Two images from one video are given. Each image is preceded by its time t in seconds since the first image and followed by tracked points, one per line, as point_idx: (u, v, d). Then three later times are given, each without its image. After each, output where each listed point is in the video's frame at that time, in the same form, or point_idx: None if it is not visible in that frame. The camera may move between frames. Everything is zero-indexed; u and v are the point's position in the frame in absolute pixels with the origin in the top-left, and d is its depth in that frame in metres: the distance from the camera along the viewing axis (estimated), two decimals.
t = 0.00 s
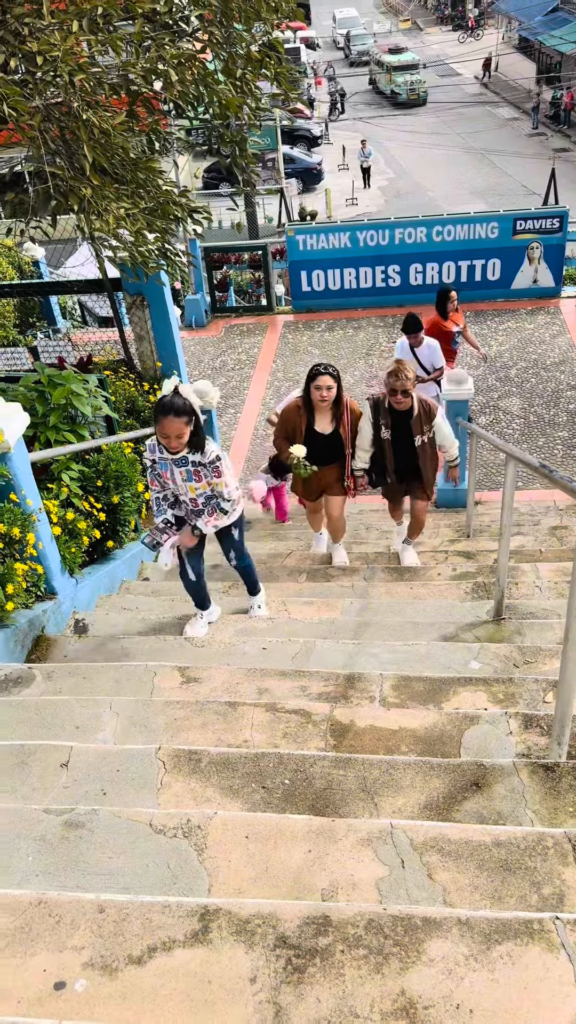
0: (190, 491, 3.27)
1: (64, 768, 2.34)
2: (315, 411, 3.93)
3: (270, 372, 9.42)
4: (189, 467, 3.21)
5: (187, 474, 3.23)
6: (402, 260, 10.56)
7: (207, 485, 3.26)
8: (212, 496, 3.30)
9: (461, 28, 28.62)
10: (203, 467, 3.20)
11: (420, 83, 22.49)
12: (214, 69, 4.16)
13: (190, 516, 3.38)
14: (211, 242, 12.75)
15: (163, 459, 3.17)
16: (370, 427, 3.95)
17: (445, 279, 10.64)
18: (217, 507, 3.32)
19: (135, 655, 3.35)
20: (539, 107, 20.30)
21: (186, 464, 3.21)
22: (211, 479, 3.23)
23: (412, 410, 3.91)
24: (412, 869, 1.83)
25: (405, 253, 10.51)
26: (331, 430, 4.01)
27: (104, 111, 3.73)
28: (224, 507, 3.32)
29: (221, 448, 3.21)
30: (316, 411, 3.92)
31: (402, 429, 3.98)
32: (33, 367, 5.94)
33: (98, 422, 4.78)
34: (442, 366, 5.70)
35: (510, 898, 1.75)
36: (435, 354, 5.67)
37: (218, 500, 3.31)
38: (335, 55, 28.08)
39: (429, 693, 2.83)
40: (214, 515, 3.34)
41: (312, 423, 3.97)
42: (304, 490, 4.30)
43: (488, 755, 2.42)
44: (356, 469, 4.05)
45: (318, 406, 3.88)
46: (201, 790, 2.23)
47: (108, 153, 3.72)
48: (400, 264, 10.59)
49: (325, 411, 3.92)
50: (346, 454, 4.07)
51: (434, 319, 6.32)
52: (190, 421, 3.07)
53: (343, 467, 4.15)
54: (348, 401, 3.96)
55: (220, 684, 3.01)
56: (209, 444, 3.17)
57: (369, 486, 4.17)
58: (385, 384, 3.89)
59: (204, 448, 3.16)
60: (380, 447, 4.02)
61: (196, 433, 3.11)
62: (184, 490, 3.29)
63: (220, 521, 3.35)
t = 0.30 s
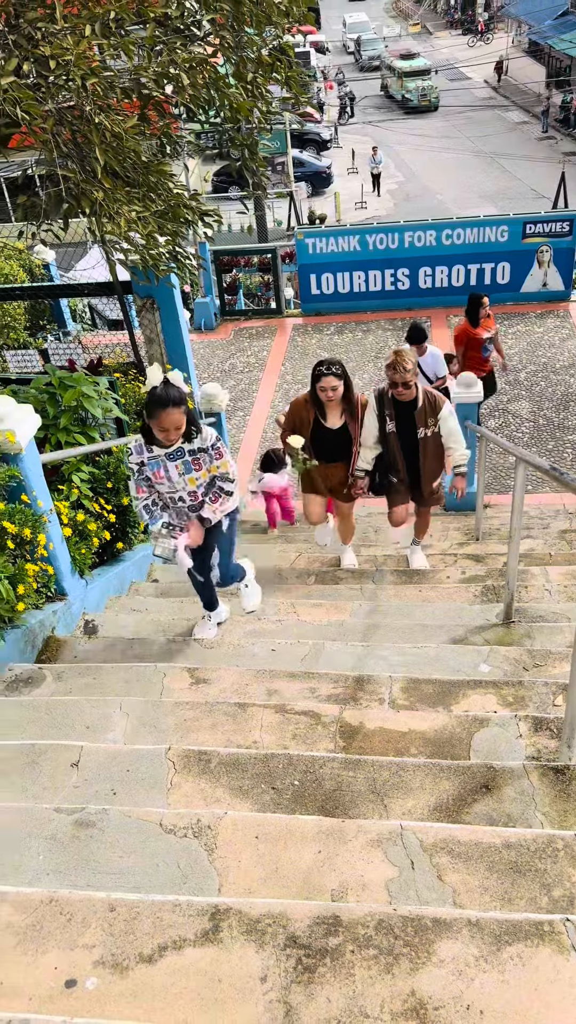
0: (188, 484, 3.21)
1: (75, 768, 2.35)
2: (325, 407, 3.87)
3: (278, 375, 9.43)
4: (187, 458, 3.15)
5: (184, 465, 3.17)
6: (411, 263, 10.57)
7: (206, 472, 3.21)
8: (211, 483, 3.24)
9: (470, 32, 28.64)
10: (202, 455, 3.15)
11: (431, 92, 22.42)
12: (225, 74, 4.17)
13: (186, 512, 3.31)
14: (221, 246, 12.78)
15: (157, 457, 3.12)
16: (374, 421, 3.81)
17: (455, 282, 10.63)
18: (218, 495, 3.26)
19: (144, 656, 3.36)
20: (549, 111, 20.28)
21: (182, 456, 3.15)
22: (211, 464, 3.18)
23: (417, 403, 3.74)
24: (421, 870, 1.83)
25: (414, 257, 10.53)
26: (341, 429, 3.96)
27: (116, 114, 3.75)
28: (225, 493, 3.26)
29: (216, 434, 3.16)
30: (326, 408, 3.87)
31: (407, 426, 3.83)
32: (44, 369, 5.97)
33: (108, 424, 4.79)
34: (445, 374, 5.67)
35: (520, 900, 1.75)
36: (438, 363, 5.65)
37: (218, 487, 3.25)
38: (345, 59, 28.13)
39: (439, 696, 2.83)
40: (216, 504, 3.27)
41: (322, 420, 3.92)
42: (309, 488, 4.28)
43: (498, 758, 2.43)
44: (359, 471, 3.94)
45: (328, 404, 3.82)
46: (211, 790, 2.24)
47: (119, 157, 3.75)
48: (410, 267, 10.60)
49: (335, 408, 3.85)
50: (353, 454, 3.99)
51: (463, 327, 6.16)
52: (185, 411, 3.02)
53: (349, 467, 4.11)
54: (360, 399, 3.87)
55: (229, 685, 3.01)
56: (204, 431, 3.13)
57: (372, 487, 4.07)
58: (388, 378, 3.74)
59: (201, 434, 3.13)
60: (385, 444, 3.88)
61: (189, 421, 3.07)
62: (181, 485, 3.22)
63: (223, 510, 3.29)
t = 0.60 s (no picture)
0: (202, 503, 2.97)
1: (85, 769, 2.36)
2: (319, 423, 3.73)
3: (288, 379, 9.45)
4: (205, 475, 2.91)
5: (201, 483, 2.92)
6: (421, 267, 10.57)
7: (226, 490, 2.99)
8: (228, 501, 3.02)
9: (481, 37, 28.64)
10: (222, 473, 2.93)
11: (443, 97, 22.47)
12: (237, 79, 4.19)
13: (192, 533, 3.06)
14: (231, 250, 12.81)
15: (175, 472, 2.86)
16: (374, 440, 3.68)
17: (465, 287, 10.63)
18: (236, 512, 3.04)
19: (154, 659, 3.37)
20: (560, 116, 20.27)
21: (199, 473, 2.90)
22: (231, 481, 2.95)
23: (417, 416, 3.62)
24: (432, 873, 1.83)
25: (424, 261, 10.52)
26: (336, 445, 3.82)
27: (128, 119, 3.77)
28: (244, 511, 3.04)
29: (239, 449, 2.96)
30: (319, 424, 3.72)
31: (408, 442, 3.70)
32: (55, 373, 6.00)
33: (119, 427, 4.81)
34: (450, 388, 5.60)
35: (530, 904, 1.75)
36: (445, 376, 5.54)
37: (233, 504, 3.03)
38: (355, 64, 28.18)
39: (449, 700, 2.83)
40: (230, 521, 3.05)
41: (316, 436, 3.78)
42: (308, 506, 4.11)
43: (508, 762, 2.42)
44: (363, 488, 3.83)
45: (320, 421, 3.68)
46: (221, 793, 2.24)
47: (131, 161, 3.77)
48: (420, 272, 10.60)
49: (330, 424, 3.71)
50: (352, 470, 3.86)
51: (494, 340, 6.20)
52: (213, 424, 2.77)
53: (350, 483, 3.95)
54: (355, 415, 3.72)
55: (239, 688, 3.02)
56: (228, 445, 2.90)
57: (376, 505, 3.94)
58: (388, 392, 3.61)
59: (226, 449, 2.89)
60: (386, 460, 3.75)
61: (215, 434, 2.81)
62: (194, 504, 2.97)
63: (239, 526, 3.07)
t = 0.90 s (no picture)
0: (194, 510, 2.91)
1: (96, 772, 2.36)
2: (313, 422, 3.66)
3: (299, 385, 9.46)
4: (200, 484, 2.84)
5: (194, 490, 2.86)
6: (433, 273, 10.57)
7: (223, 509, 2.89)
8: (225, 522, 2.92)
9: (493, 43, 28.66)
10: (217, 489, 2.84)
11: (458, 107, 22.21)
12: (251, 84, 4.19)
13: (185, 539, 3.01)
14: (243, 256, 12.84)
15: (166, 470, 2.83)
16: (382, 436, 3.62)
17: (477, 293, 10.62)
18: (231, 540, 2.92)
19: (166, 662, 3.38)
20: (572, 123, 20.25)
21: (195, 480, 2.84)
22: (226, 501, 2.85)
23: (431, 415, 3.55)
24: (444, 880, 1.83)
25: (436, 267, 10.52)
26: (333, 440, 3.76)
27: (143, 125, 3.79)
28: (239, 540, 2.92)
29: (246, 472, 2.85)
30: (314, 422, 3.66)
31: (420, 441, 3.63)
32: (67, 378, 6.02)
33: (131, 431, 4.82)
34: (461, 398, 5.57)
35: (543, 912, 1.75)
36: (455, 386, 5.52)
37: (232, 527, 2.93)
38: (368, 70, 28.23)
39: (460, 706, 2.82)
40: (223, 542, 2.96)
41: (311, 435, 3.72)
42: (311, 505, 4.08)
43: (520, 769, 2.41)
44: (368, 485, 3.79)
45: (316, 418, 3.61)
46: (232, 797, 2.24)
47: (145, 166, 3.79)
48: (432, 278, 10.60)
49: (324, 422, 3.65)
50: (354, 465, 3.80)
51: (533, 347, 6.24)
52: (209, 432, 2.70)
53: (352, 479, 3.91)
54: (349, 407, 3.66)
55: (250, 692, 3.02)
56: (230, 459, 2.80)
57: (384, 503, 3.89)
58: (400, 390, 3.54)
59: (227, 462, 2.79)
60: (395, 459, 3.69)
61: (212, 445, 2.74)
62: (187, 508, 2.92)
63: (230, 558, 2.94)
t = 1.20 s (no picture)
0: (160, 520, 2.62)
1: (109, 776, 2.37)
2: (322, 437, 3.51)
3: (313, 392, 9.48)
4: (160, 490, 2.55)
5: (157, 498, 2.57)
6: (447, 281, 10.57)
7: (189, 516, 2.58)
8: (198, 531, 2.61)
9: (509, 52, 28.69)
10: (179, 492, 2.54)
11: (476, 118, 22.07)
12: (268, 92, 4.21)
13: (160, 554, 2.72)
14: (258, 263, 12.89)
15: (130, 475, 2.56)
16: (411, 455, 3.48)
17: (491, 300, 10.61)
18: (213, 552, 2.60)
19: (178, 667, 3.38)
20: None
21: (158, 483, 2.54)
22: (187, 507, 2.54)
23: (464, 440, 3.41)
24: (457, 889, 1.82)
25: (451, 275, 10.52)
26: (341, 456, 3.60)
27: (161, 132, 3.82)
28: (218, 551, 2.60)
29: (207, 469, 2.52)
30: (324, 437, 3.51)
31: (447, 464, 3.50)
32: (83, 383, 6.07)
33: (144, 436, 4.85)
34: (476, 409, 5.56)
35: (557, 922, 1.74)
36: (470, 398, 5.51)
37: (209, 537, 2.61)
38: (383, 79, 28.33)
39: (474, 715, 2.82)
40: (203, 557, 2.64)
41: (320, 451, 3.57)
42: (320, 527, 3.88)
43: (535, 777, 2.40)
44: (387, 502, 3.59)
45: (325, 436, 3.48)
46: (245, 802, 2.24)
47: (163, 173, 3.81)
48: (446, 285, 10.60)
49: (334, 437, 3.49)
50: (364, 484, 3.65)
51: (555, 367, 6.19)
52: (167, 427, 2.40)
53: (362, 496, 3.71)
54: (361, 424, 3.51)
55: (262, 699, 3.02)
56: (188, 458, 2.48)
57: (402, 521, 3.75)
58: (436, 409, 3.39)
59: (185, 461, 2.48)
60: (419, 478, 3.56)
61: (171, 444, 2.44)
62: (155, 519, 2.63)
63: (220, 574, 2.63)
